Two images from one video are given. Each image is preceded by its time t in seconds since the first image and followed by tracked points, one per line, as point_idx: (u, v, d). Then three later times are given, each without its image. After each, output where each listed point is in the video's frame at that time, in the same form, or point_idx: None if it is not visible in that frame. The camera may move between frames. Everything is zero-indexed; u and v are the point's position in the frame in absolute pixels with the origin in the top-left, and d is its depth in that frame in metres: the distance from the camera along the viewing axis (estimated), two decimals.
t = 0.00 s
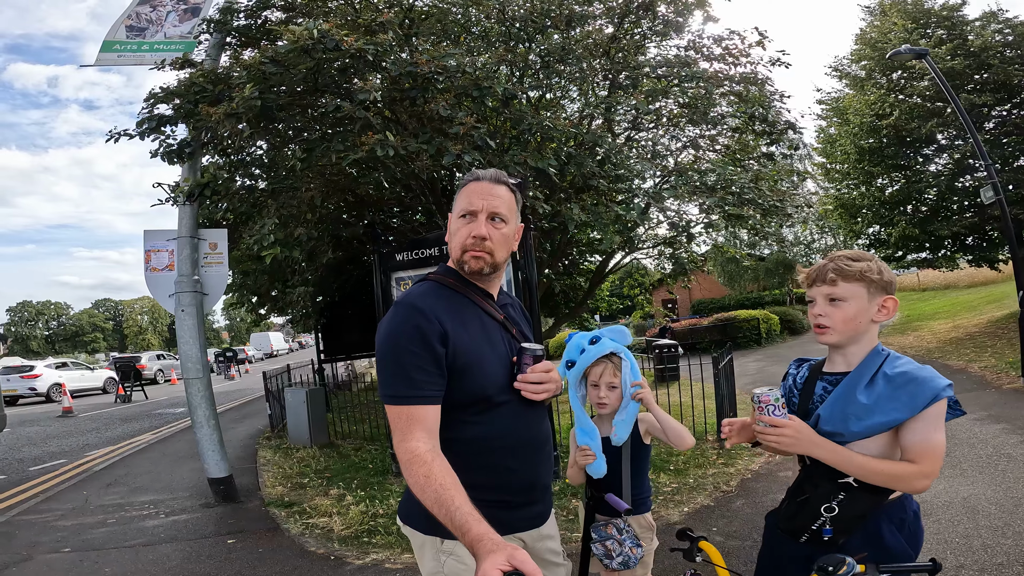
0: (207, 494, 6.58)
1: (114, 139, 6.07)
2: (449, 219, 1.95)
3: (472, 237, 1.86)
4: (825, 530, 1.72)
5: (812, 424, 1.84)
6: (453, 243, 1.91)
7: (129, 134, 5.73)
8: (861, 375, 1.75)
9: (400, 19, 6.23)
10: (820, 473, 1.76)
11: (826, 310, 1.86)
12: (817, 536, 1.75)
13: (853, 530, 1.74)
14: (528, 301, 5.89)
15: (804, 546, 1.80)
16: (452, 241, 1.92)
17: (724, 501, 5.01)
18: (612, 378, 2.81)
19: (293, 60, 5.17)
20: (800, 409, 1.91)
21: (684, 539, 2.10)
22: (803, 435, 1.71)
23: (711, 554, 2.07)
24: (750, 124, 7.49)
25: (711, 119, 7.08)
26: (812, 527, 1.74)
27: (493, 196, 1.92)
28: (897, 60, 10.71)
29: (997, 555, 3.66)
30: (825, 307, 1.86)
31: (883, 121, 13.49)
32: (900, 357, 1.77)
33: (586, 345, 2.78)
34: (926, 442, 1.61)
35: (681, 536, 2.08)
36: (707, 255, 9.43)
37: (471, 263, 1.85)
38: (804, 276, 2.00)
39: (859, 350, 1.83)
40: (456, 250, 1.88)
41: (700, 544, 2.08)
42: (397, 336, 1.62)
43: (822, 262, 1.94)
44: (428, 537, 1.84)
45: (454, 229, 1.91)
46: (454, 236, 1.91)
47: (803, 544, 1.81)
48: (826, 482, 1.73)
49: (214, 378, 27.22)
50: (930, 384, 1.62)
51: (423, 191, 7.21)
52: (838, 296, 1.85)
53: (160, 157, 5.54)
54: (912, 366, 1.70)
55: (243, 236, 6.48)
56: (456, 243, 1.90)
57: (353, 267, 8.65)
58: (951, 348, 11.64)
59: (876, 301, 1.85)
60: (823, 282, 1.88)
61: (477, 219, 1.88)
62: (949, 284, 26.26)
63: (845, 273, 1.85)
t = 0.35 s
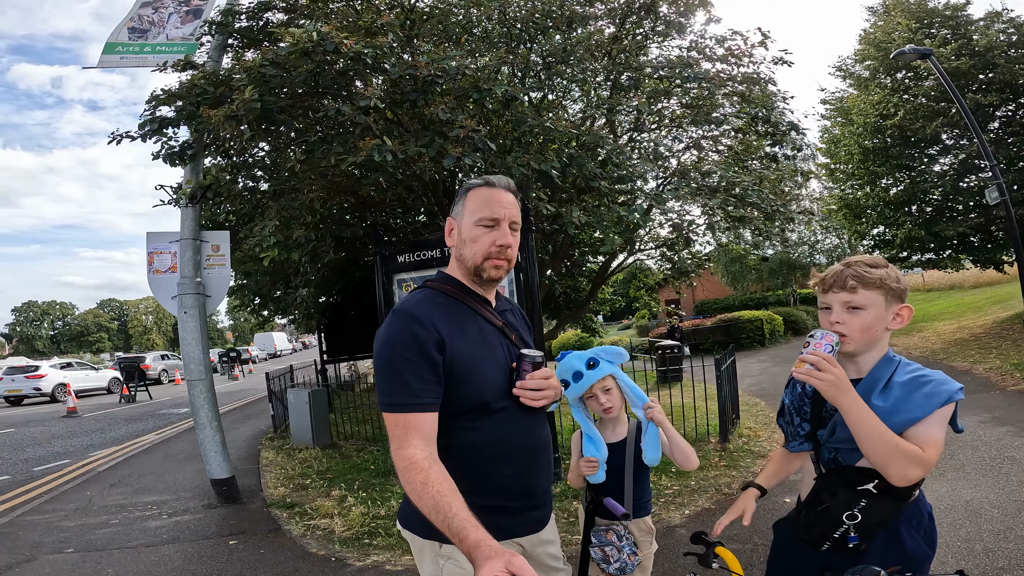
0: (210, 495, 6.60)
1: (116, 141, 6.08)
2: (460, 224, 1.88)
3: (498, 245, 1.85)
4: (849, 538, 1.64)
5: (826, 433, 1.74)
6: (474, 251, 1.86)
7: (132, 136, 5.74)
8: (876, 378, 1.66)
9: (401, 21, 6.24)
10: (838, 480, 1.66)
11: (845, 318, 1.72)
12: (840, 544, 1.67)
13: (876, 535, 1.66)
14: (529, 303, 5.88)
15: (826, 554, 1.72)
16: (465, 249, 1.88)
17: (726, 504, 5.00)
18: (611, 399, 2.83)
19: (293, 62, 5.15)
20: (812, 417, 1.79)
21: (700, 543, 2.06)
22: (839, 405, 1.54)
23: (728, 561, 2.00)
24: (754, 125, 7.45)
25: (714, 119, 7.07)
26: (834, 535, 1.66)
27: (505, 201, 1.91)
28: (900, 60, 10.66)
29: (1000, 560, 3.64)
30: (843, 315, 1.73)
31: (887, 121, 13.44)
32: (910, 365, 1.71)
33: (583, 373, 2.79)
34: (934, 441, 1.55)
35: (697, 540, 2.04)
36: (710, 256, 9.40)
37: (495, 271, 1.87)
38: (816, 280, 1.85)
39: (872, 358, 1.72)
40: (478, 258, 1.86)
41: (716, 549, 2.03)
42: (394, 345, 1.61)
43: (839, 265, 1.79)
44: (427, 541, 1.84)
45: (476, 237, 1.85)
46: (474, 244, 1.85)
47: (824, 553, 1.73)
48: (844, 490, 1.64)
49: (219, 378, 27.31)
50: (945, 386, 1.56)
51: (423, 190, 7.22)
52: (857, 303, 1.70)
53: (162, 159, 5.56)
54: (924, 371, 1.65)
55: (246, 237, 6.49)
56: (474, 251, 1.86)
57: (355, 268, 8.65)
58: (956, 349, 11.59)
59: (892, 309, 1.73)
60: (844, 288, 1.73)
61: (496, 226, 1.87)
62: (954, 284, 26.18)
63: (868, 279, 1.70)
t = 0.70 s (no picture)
0: (216, 493, 6.64)
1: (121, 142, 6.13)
2: (491, 217, 1.82)
3: (529, 240, 1.89)
4: (845, 528, 1.60)
5: (819, 420, 1.73)
6: (508, 244, 1.85)
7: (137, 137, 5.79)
8: (864, 364, 1.66)
9: (401, 20, 6.26)
10: (833, 469, 1.59)
11: (836, 306, 1.70)
12: (835, 534, 1.63)
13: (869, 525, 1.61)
14: (531, 301, 5.87)
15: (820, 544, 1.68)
16: (497, 241, 1.84)
17: (729, 501, 4.99)
18: (604, 404, 2.81)
19: (294, 62, 5.20)
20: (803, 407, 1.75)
21: (678, 536, 2.05)
22: (849, 374, 1.51)
23: (704, 554, 2.01)
24: (756, 121, 7.41)
25: (716, 115, 7.05)
26: (829, 526, 1.61)
27: (525, 196, 1.92)
28: (905, 56, 10.57)
29: (1005, 556, 3.61)
30: (835, 303, 1.70)
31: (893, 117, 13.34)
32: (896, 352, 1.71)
33: (582, 377, 2.74)
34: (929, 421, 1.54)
35: (674, 532, 2.03)
36: (715, 254, 9.36)
37: (518, 262, 1.90)
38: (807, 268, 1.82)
39: (861, 346, 1.70)
40: (509, 252, 1.86)
41: (694, 541, 2.04)
42: (399, 336, 1.62)
43: (830, 253, 1.77)
44: (428, 531, 1.85)
45: (512, 230, 1.84)
46: (509, 237, 1.84)
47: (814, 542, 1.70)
48: (840, 478, 1.59)
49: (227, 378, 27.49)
50: (933, 369, 1.57)
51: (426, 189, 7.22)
52: (849, 292, 1.68)
53: (167, 159, 5.61)
54: (911, 357, 1.65)
55: (251, 236, 6.54)
56: (507, 245, 1.85)
57: (360, 267, 8.68)
58: (965, 346, 11.48)
59: (882, 297, 1.72)
60: (837, 275, 1.71)
61: (522, 221, 1.88)
62: (964, 281, 25.94)
63: (861, 267, 1.69)
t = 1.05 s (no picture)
0: (227, 493, 6.70)
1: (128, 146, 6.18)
2: (493, 218, 1.82)
3: (532, 242, 1.89)
4: (815, 524, 1.61)
5: (802, 416, 1.72)
6: (511, 246, 1.85)
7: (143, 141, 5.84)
8: (849, 359, 1.66)
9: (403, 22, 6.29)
10: (814, 465, 1.61)
11: (819, 301, 1.70)
12: (805, 530, 1.63)
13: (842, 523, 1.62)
14: (537, 300, 5.87)
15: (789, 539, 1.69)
16: (499, 242, 1.84)
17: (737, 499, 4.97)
18: (617, 408, 2.85)
19: (296, 64, 5.19)
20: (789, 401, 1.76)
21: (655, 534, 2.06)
22: (815, 363, 1.50)
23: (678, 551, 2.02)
24: (762, 117, 7.37)
25: (721, 112, 7.02)
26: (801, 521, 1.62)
27: (527, 196, 1.92)
28: (912, 49, 10.46)
29: (1019, 555, 3.57)
30: (818, 298, 1.70)
31: (902, 111, 13.20)
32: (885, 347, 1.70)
33: (612, 378, 2.78)
34: (904, 414, 1.53)
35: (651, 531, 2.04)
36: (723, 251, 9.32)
37: (521, 263, 1.91)
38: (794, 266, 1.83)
39: (848, 341, 1.69)
40: (513, 253, 1.86)
41: (670, 541, 2.04)
42: (407, 335, 1.61)
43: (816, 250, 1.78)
44: (437, 530, 1.85)
45: (515, 232, 1.85)
46: (512, 239, 1.85)
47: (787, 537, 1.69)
48: (818, 474, 1.60)
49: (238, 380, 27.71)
50: (913, 363, 1.57)
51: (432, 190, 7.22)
52: (831, 286, 1.68)
53: (174, 162, 5.66)
54: (896, 352, 1.64)
55: (259, 239, 6.57)
56: (510, 246, 1.85)
57: (367, 268, 8.72)
58: (979, 341, 11.36)
59: (868, 293, 1.70)
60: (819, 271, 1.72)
61: (525, 221, 1.89)
62: (977, 276, 25.67)
63: (844, 262, 1.69)
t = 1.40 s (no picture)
0: (237, 493, 6.75)
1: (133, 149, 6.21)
2: (489, 209, 1.82)
3: (530, 230, 1.90)
4: (817, 524, 1.59)
5: (805, 414, 1.70)
6: (510, 235, 1.85)
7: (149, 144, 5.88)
8: (854, 355, 1.64)
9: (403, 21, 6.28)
10: (815, 465, 1.59)
11: (826, 295, 1.67)
12: (808, 529, 1.61)
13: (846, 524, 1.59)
14: (543, 298, 5.85)
15: (794, 538, 1.66)
16: (497, 233, 1.84)
17: (746, 497, 4.93)
18: (620, 406, 2.83)
19: (297, 65, 5.20)
20: (794, 400, 1.74)
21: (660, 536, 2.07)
22: (821, 360, 1.46)
23: (686, 552, 2.02)
24: (768, 112, 7.31)
25: (726, 107, 6.97)
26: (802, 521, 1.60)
27: (520, 187, 1.93)
28: (919, 42, 10.33)
29: None
30: (824, 292, 1.67)
31: (911, 105, 13.06)
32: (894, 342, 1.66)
33: (613, 377, 2.76)
34: (911, 414, 1.48)
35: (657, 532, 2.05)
36: (730, 248, 9.26)
37: (521, 253, 1.90)
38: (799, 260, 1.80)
39: (857, 336, 1.66)
40: (512, 242, 1.86)
41: (676, 541, 2.05)
42: (403, 337, 1.59)
43: (822, 244, 1.75)
44: (435, 530, 1.85)
45: (512, 220, 1.85)
46: (510, 227, 1.85)
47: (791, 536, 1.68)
48: (820, 475, 1.57)
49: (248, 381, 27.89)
50: (922, 362, 1.52)
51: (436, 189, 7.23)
52: (838, 280, 1.65)
53: (179, 165, 5.70)
54: (905, 348, 1.60)
55: (265, 240, 6.60)
56: (508, 235, 1.85)
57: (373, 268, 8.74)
58: (993, 336, 11.21)
59: (876, 286, 1.67)
60: (825, 265, 1.69)
61: (520, 211, 1.89)
62: (990, 270, 25.37)
63: (850, 255, 1.66)
